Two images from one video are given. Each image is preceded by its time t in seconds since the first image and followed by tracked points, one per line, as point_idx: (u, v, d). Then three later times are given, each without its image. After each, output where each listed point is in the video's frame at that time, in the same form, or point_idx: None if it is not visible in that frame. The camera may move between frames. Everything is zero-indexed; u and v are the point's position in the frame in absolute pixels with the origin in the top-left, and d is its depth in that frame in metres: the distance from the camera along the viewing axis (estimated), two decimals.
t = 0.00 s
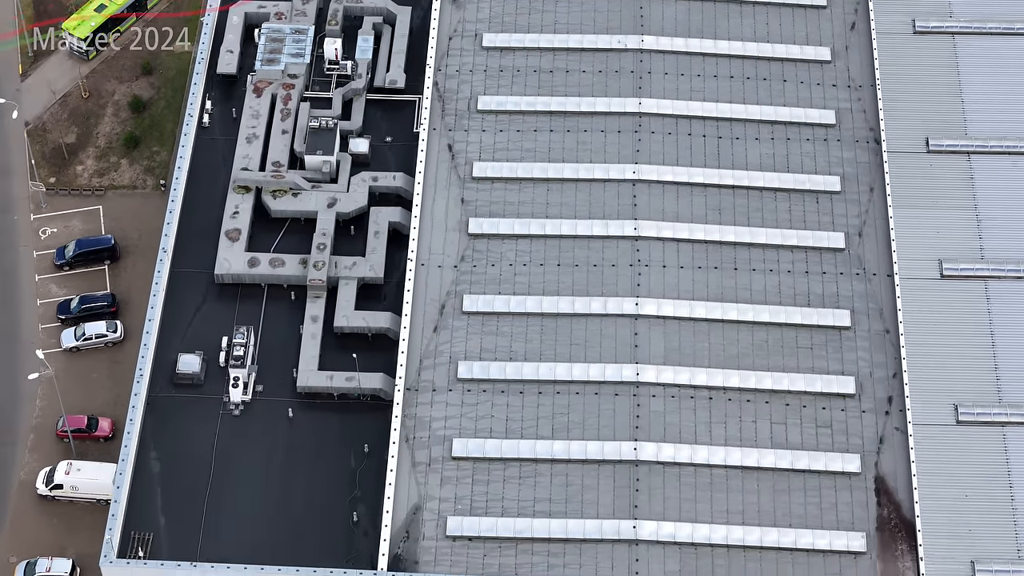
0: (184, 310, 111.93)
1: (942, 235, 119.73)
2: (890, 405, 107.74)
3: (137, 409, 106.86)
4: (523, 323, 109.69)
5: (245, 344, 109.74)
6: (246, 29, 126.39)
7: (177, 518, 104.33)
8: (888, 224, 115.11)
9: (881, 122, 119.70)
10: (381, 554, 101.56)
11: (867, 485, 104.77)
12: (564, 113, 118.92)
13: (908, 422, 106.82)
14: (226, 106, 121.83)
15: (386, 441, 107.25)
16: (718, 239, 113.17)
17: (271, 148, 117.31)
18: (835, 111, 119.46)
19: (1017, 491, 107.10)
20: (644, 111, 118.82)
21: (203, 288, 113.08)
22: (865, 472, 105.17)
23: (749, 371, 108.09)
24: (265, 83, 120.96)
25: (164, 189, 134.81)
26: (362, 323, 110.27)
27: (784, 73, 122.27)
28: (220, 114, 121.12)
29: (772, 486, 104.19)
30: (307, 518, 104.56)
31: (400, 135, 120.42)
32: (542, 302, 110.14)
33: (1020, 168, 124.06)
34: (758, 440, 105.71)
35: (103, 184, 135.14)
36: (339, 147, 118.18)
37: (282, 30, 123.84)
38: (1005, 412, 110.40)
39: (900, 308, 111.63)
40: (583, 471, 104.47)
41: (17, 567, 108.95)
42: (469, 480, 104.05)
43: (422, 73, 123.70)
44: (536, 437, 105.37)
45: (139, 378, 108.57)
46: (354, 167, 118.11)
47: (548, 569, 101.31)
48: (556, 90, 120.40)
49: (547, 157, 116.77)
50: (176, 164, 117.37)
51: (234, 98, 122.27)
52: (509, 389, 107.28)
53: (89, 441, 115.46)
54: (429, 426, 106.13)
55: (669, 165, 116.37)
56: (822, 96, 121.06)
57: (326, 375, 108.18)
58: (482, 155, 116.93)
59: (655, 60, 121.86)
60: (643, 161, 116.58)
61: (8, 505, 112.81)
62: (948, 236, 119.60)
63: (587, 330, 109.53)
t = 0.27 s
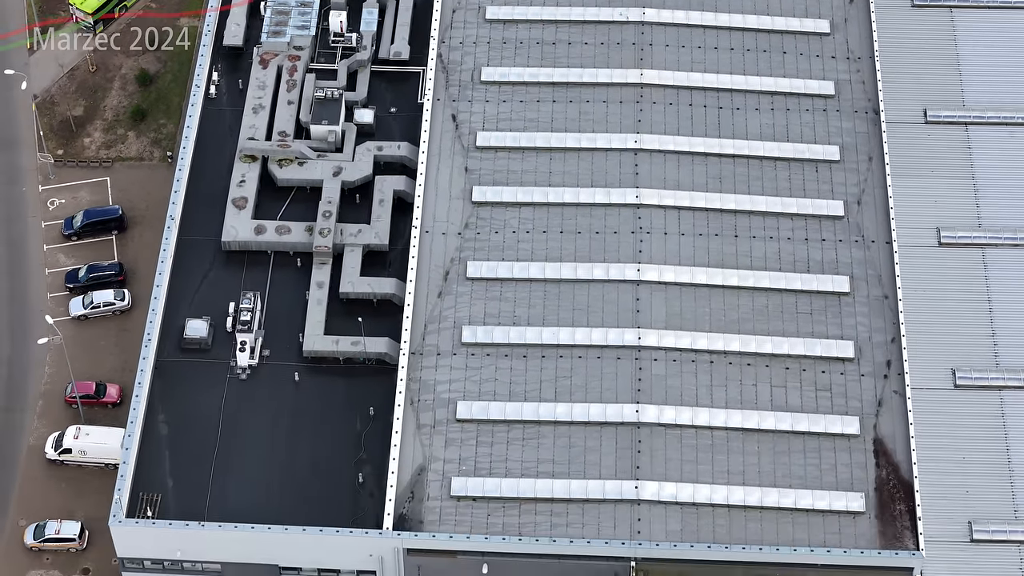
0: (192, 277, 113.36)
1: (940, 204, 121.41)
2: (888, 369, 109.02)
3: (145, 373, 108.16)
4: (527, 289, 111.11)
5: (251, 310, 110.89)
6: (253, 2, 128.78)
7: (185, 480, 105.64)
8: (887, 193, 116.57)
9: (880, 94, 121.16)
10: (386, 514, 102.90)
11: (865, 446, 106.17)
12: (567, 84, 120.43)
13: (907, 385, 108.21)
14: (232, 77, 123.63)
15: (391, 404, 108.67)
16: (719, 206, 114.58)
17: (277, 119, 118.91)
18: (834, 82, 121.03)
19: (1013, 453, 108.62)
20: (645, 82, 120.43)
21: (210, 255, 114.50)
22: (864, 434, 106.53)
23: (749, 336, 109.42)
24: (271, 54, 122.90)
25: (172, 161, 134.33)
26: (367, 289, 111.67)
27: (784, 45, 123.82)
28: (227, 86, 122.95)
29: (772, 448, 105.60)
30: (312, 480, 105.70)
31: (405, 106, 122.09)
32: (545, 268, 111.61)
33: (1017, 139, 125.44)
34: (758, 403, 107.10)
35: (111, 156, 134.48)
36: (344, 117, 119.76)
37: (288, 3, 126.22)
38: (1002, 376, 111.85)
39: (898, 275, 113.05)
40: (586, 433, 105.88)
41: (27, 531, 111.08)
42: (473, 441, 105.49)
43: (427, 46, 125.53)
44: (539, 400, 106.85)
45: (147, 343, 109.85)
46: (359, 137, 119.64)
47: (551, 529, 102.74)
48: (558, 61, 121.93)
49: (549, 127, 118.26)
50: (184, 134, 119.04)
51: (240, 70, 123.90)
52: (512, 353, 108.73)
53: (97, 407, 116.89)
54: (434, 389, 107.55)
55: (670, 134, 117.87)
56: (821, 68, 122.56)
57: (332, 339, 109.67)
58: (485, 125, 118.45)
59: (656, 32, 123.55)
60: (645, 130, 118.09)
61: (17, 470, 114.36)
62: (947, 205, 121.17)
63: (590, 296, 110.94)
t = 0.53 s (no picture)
0: (199, 243, 114.89)
1: (937, 172, 123.01)
2: (886, 332, 110.45)
3: (153, 336, 109.56)
4: (529, 255, 112.59)
5: (258, 275, 112.42)
6: None
7: (193, 442, 107.08)
8: (885, 161, 118.09)
9: (878, 65, 122.75)
10: (391, 474, 104.31)
11: (864, 408, 107.64)
12: (568, 54, 122.07)
13: (904, 348, 109.70)
14: (238, 48, 125.16)
15: (396, 367, 110.17)
16: (719, 174, 116.12)
17: (283, 89, 120.56)
18: (832, 53, 122.70)
19: (1010, 415, 110.09)
20: (646, 52, 122.12)
21: (217, 222, 115.96)
22: (862, 396, 107.98)
23: (749, 300, 110.85)
24: (276, 27, 124.78)
25: (179, 133, 133.84)
26: (372, 254, 113.12)
27: (783, 17, 125.53)
28: (233, 57, 124.48)
29: (771, 409, 107.07)
30: (319, 441, 107.33)
31: (408, 77, 123.85)
32: (548, 234, 113.11)
33: (1013, 109, 126.89)
34: (757, 365, 108.60)
35: (118, 128, 134.02)
36: (349, 88, 121.43)
37: None
38: (999, 340, 113.28)
39: (896, 240, 114.58)
40: (588, 394, 107.32)
41: (36, 493, 112.67)
42: (476, 402, 106.96)
43: (430, 18, 127.46)
44: (542, 362, 108.36)
45: (155, 307, 111.25)
46: (363, 107, 121.24)
47: (554, 488, 104.17)
48: (560, 32, 123.58)
49: (551, 96, 119.81)
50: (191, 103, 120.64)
51: (245, 42, 125.40)
52: (515, 316, 110.19)
53: (105, 373, 118.31)
54: (438, 352, 109.05)
55: (671, 103, 119.55)
56: (820, 40, 124.21)
57: (337, 303, 111.04)
58: (488, 94, 120.11)
59: (656, 5, 125.33)
60: (645, 100, 119.73)
61: (26, 434, 115.84)
62: (944, 174, 122.78)
63: (591, 262, 112.40)
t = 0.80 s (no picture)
0: (205, 209, 116.38)
1: (932, 140, 123.92)
2: (884, 295, 111.97)
3: (160, 299, 110.84)
4: (531, 220, 114.09)
5: (264, 241, 113.37)
6: None
7: (199, 403, 108.19)
8: (882, 129, 119.67)
9: (875, 36, 124.79)
10: (395, 433, 105.67)
11: (861, 369, 109.09)
12: (570, 25, 123.91)
13: (901, 311, 111.30)
14: (244, 20, 127.29)
15: (400, 330, 111.51)
16: (718, 141, 117.78)
17: (288, 59, 122.33)
18: (830, 24, 124.67)
19: (1005, 377, 111.43)
20: (646, 23, 123.90)
21: (223, 189, 117.45)
22: (860, 357, 109.46)
23: (748, 264, 112.36)
24: None
25: (184, 104, 135.66)
26: (376, 220, 114.63)
27: None
28: (239, 28, 126.47)
29: (770, 370, 108.52)
30: (324, 402, 108.46)
31: (412, 48, 125.65)
32: (549, 200, 114.63)
33: (1009, 78, 128.13)
34: (756, 327, 110.08)
35: (124, 100, 135.64)
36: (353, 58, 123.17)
37: None
38: (995, 304, 114.53)
39: (893, 206, 116.18)
40: (589, 356, 108.79)
41: (44, 456, 114.34)
42: (479, 364, 108.39)
43: None
44: (544, 324, 109.79)
45: (162, 271, 112.57)
46: (367, 77, 123.01)
47: (556, 447, 105.58)
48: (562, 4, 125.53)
49: (552, 65, 121.52)
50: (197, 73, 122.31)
51: (251, 14, 127.69)
52: (517, 280, 111.65)
53: (111, 339, 119.81)
54: (441, 315, 110.48)
55: (672, 72, 121.25)
56: (818, 12, 126.33)
57: (342, 268, 112.55)
58: (491, 64, 121.84)
59: None
60: (646, 69, 121.40)
61: (34, 399, 117.38)
62: (940, 142, 123.68)
63: (593, 227, 113.89)
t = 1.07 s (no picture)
0: (211, 176, 117.89)
1: (930, 108, 125.49)
2: (881, 260, 113.53)
3: (167, 263, 112.25)
4: (533, 186, 115.62)
5: (269, 206, 115.42)
6: None
7: (205, 364, 109.59)
8: (879, 97, 121.20)
9: (872, 6, 126.44)
10: (399, 393, 107.15)
11: (859, 331, 110.60)
12: None
13: (899, 275, 112.71)
14: None
15: (403, 293, 113.06)
16: (717, 109, 119.39)
17: (293, 29, 124.29)
18: None
19: (1001, 339, 112.81)
20: None
21: (229, 156, 118.93)
22: (857, 319, 110.99)
23: (747, 228, 113.89)
24: None
25: (190, 75, 137.26)
26: (380, 186, 116.25)
27: None
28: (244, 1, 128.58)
29: (769, 331, 110.06)
30: (328, 363, 109.96)
31: (415, 18, 127.43)
32: (551, 166, 116.16)
33: (1004, 48, 129.37)
34: (755, 290, 111.60)
35: (130, 71, 137.12)
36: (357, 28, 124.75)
37: None
38: (990, 269, 115.71)
39: (890, 172, 117.90)
40: (590, 318, 110.25)
41: (52, 419, 115.97)
42: (482, 326, 109.83)
43: None
44: (546, 287, 111.25)
45: (168, 235, 113.93)
46: (371, 48, 124.91)
47: (557, 407, 107.05)
48: None
49: (554, 35, 123.20)
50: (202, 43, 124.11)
51: None
52: (519, 244, 113.14)
53: (118, 305, 121.39)
54: (444, 278, 111.94)
55: (671, 41, 122.93)
56: None
57: (347, 233, 114.18)
58: (493, 34, 123.50)
59: None
60: (646, 39, 123.12)
61: (42, 363, 118.89)
62: (937, 110, 125.17)
63: (593, 192, 115.40)
